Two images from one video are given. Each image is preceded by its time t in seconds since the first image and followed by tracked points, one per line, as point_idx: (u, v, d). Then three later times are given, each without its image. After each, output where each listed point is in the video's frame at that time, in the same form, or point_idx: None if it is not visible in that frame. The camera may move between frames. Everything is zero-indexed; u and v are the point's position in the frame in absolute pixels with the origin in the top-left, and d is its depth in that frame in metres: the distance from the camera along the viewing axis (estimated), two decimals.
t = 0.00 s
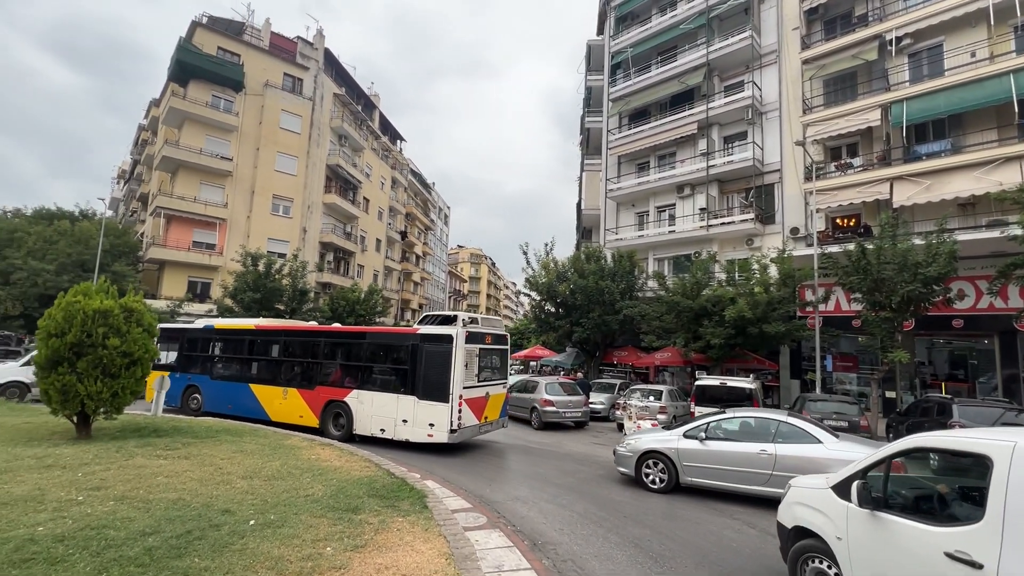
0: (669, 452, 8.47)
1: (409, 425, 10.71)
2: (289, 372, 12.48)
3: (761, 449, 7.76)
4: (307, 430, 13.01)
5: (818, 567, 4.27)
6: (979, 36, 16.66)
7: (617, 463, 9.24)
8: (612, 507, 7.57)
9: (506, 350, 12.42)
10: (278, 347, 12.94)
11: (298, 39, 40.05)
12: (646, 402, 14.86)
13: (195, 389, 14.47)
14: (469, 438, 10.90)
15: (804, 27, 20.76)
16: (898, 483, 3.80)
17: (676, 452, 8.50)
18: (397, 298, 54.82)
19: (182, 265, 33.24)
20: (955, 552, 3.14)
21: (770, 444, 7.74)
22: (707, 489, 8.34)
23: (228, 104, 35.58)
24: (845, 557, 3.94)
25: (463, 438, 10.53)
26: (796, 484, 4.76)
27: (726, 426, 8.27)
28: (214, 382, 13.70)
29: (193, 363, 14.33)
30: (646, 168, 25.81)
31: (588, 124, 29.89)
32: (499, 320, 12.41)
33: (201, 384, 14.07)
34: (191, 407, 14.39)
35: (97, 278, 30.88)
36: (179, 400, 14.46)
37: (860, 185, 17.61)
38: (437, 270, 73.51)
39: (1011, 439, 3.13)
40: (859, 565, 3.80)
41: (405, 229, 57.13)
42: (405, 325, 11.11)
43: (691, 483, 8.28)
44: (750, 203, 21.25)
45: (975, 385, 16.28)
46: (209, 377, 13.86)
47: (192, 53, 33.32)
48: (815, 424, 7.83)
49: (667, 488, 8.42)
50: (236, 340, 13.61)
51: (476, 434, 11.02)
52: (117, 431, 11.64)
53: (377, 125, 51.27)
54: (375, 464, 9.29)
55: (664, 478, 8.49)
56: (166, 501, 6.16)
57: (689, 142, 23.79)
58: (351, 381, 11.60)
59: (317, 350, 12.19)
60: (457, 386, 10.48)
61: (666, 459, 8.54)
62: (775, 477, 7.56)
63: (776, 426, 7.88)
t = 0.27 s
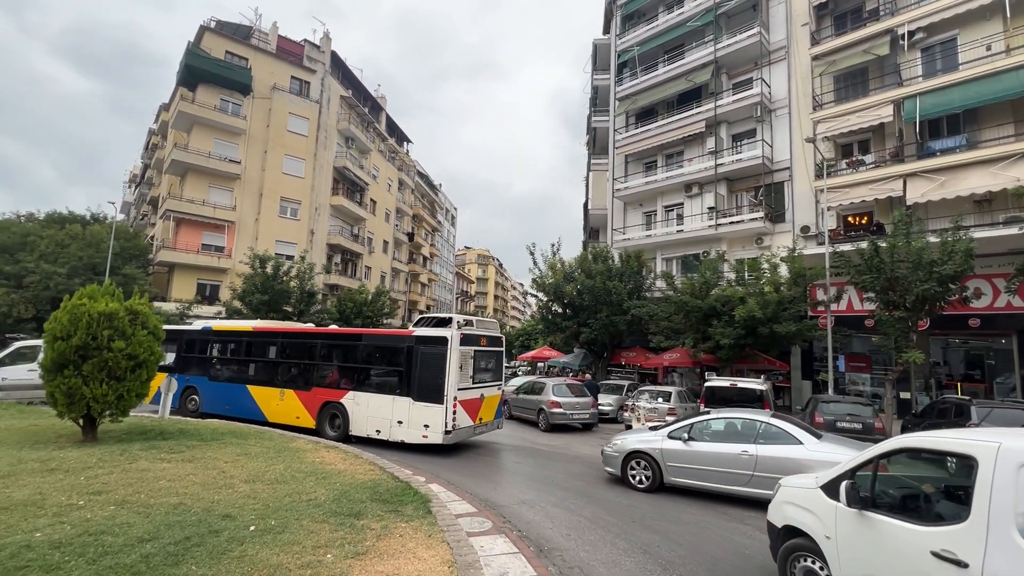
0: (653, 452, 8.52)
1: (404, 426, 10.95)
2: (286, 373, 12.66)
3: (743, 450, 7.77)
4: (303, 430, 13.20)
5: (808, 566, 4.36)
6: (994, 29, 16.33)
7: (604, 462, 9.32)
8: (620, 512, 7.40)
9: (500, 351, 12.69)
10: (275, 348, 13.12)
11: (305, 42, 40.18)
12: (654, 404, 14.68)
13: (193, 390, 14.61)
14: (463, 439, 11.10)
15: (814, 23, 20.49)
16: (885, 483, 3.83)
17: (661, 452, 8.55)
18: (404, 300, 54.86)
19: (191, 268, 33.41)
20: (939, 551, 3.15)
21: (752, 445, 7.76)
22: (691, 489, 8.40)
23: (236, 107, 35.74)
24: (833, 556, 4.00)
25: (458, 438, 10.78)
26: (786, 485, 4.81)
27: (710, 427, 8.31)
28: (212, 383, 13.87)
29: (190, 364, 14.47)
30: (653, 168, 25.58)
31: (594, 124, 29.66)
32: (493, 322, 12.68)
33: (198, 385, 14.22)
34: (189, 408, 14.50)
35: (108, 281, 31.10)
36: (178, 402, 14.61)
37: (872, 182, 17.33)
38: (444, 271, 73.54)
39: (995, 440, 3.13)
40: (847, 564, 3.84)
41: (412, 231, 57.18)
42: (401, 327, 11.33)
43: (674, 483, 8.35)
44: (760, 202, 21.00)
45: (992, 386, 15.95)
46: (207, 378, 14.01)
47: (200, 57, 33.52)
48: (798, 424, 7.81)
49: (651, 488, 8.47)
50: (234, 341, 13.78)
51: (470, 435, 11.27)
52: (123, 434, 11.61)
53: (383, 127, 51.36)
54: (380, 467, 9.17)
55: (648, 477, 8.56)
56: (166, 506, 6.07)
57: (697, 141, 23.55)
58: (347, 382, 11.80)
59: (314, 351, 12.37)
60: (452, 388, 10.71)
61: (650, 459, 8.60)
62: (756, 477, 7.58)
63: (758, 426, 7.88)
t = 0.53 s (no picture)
0: (643, 450, 8.69)
1: (402, 425, 11.14)
2: (286, 374, 12.84)
3: (728, 448, 7.89)
4: (302, 430, 13.43)
5: (800, 563, 4.37)
6: (1015, 20, 15.93)
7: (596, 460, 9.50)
8: (632, 515, 7.25)
9: (498, 352, 12.91)
10: (275, 349, 13.32)
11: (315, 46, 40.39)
12: (666, 405, 14.49)
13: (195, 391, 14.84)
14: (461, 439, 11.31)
15: (828, 17, 20.15)
16: (878, 480, 3.85)
17: (649, 451, 8.73)
18: (415, 301, 54.99)
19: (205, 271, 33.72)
20: (931, 547, 3.18)
21: (736, 443, 7.88)
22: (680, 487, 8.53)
23: (248, 111, 36.04)
24: (825, 553, 4.01)
25: (455, 437, 10.95)
26: (778, 482, 4.82)
27: (697, 426, 8.46)
28: (213, 383, 14.10)
29: (191, 365, 14.70)
30: (663, 166, 25.33)
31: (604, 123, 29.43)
32: (490, 324, 12.90)
33: (200, 386, 14.46)
34: (191, 408, 14.75)
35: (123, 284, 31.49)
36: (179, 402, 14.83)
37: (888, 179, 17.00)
38: (454, 272, 73.66)
39: (986, 438, 3.15)
40: (838, 560, 3.86)
41: (422, 232, 57.31)
42: (399, 328, 11.52)
43: (662, 480, 8.51)
44: (772, 199, 20.71)
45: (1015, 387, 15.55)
46: (208, 379, 14.25)
47: (212, 61, 33.85)
48: (783, 423, 7.89)
49: (640, 485, 8.66)
50: (235, 343, 14.01)
51: (467, 434, 11.46)
52: (134, 435, 11.68)
53: (393, 129, 51.52)
54: (389, 469, 9.10)
55: (637, 475, 8.75)
56: (172, 508, 6.03)
57: (707, 139, 23.29)
58: (345, 382, 11.98)
59: (313, 352, 12.56)
60: (449, 388, 10.89)
61: (639, 457, 8.78)
62: (739, 475, 7.69)
63: (743, 426, 8.00)
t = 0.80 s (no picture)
0: (630, 445, 8.85)
1: (397, 422, 11.30)
2: (284, 372, 12.98)
3: (710, 443, 8.06)
4: (300, 427, 13.60)
5: (789, 555, 4.61)
6: None
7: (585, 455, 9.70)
8: (643, 516, 7.12)
9: (493, 349, 13.05)
10: (272, 348, 13.47)
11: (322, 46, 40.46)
12: (676, 404, 14.32)
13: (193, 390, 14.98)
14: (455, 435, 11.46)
15: (839, 9, 19.82)
16: (865, 473, 4.06)
17: (636, 446, 8.89)
18: (422, 300, 55.03)
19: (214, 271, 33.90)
20: (917, 537, 3.40)
21: (718, 439, 8.04)
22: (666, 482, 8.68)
23: (256, 112, 36.18)
24: (815, 543, 4.24)
25: (450, 433, 11.09)
26: (769, 476, 5.03)
27: (682, 421, 8.61)
28: (211, 382, 14.23)
29: (190, 364, 14.82)
30: (671, 163, 25.10)
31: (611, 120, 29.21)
32: (485, 322, 13.04)
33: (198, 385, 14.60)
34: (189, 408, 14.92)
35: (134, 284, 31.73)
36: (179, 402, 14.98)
37: (900, 173, 16.79)
38: (461, 271, 73.65)
39: (969, 431, 3.35)
40: (828, 550, 4.08)
41: (429, 231, 57.32)
42: (394, 326, 11.66)
43: (648, 475, 8.68)
44: (783, 195, 20.44)
45: None
46: (206, 378, 14.39)
47: (221, 63, 34.03)
48: (765, 419, 8.01)
49: (626, 480, 8.86)
50: (233, 341, 14.13)
51: (463, 430, 11.59)
52: (144, 434, 11.71)
53: (399, 128, 51.53)
54: (397, 468, 9.05)
55: (624, 470, 8.93)
56: (180, 508, 6.00)
57: (716, 135, 23.04)
58: (342, 380, 12.12)
59: (310, 351, 12.69)
60: (443, 384, 11.03)
61: (625, 452, 8.95)
62: (721, 470, 7.84)
63: (726, 422, 8.14)
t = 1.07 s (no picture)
0: (614, 440, 9.14)
1: (391, 419, 11.62)
2: (279, 371, 13.23)
3: (688, 439, 8.36)
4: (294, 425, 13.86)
5: (777, 548, 4.76)
6: None
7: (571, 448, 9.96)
8: (652, 516, 7.02)
9: (484, 347, 13.36)
10: (266, 347, 13.70)
11: (326, 46, 40.47)
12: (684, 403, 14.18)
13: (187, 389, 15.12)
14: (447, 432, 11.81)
15: (847, 2, 19.56)
16: (851, 468, 4.16)
17: (619, 440, 9.18)
18: (428, 299, 55.03)
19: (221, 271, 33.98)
20: (901, 531, 3.49)
21: (696, 434, 8.33)
22: (648, 476, 8.96)
23: (261, 112, 36.24)
24: (803, 537, 4.36)
25: (441, 430, 11.43)
26: (758, 472, 5.17)
27: (663, 417, 8.90)
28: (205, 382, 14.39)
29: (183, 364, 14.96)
30: (677, 159, 24.91)
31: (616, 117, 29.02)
32: (477, 320, 13.32)
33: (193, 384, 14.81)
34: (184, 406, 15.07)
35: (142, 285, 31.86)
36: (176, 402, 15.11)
37: (912, 167, 16.56)
38: (466, 270, 73.61)
39: (951, 427, 3.41)
40: (816, 545, 4.20)
41: (434, 231, 57.32)
42: (386, 326, 11.97)
43: (630, 469, 8.96)
44: (791, 191, 20.25)
45: None
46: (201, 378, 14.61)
47: (226, 63, 34.08)
48: (741, 416, 8.32)
49: (609, 473, 9.12)
50: (225, 341, 14.30)
51: (454, 427, 11.93)
52: (150, 434, 11.70)
53: (404, 128, 51.53)
54: (403, 468, 8.98)
55: (607, 464, 9.20)
56: (185, 509, 5.95)
57: (722, 131, 22.84)
58: (336, 378, 12.41)
59: (303, 350, 12.95)
60: (435, 382, 11.36)
61: (609, 447, 9.21)
62: (698, 464, 8.15)
63: (704, 418, 8.44)
